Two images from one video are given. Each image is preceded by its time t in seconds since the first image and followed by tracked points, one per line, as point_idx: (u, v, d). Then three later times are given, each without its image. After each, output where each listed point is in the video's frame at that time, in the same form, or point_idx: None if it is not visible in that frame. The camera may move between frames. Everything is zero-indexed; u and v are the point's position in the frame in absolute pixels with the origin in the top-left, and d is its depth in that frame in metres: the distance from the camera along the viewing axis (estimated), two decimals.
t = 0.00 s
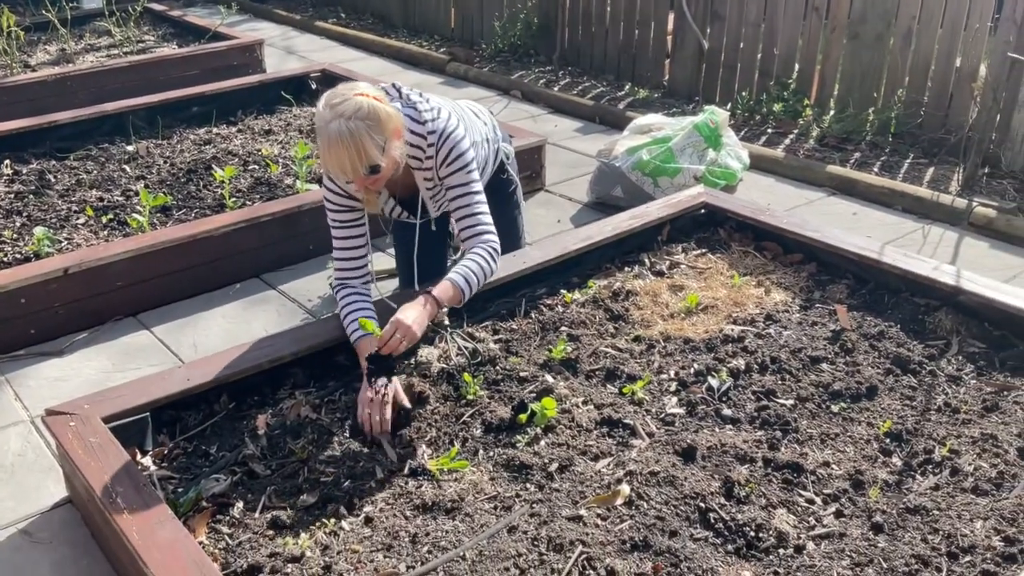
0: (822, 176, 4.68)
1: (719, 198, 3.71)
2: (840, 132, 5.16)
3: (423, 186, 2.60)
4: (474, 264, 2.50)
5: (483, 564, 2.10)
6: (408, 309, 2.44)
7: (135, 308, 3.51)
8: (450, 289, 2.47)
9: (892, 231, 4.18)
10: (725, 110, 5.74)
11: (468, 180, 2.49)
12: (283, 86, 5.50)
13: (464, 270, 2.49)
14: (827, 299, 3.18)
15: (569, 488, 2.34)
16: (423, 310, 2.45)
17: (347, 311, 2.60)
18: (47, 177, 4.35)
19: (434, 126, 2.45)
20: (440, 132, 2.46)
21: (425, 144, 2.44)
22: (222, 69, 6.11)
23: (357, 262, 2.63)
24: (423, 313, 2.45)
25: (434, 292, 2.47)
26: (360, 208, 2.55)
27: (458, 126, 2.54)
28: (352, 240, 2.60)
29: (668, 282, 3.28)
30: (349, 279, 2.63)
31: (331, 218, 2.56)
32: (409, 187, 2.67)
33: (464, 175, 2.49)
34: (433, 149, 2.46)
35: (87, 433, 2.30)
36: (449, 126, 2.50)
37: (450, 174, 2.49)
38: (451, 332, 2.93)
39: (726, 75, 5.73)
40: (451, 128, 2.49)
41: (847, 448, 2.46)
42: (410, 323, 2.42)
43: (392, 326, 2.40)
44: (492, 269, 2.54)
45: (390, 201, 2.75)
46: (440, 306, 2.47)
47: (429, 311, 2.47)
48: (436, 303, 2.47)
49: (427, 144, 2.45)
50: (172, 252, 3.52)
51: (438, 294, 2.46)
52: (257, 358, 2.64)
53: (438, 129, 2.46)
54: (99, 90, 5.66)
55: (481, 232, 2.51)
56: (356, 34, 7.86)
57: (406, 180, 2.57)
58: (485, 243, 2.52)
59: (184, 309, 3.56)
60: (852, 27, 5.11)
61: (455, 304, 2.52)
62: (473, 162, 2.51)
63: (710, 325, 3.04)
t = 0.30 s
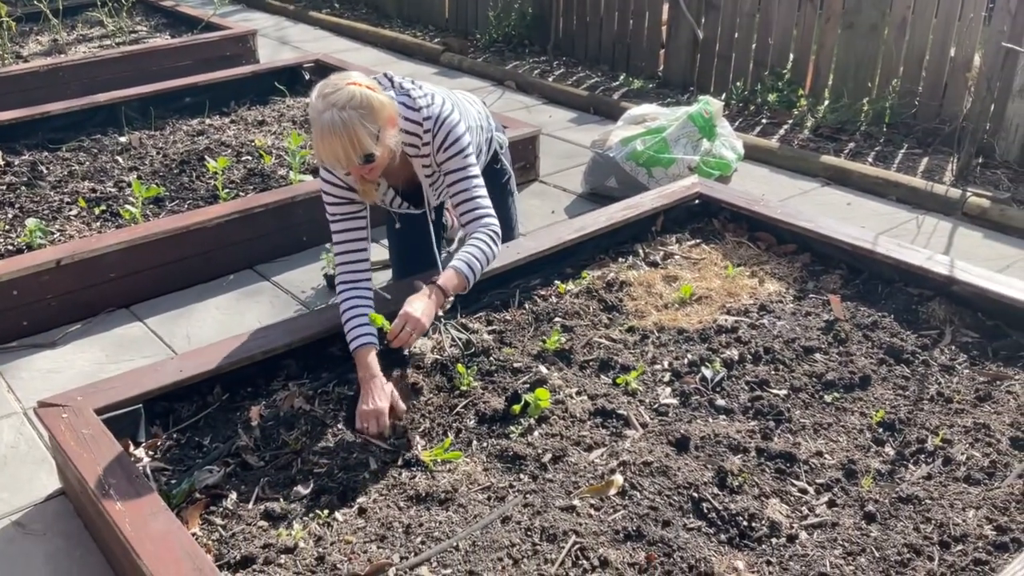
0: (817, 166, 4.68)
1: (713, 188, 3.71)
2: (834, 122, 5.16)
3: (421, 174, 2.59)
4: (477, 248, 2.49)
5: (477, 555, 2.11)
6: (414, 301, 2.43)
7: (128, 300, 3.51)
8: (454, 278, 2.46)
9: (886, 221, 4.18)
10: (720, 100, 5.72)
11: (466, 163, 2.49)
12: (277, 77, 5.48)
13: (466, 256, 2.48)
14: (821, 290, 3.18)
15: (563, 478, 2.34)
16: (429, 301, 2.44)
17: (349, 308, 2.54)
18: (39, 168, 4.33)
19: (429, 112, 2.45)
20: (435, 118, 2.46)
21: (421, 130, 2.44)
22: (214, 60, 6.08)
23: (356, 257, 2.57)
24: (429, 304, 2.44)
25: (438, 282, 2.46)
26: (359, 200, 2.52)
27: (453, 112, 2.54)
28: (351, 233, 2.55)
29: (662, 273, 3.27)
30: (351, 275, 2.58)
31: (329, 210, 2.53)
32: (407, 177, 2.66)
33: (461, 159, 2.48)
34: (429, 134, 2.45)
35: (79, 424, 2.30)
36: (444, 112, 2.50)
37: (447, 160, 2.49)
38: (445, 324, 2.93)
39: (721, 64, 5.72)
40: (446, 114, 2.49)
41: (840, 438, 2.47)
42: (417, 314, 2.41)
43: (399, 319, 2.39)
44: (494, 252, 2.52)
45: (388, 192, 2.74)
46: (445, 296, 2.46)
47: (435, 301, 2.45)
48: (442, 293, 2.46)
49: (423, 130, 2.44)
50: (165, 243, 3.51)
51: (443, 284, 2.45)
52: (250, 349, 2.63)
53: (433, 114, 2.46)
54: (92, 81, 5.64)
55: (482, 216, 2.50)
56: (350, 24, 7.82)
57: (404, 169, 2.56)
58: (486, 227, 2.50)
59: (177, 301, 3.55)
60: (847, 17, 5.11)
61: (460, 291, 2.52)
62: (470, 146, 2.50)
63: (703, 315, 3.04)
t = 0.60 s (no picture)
0: (814, 161, 4.67)
1: (710, 182, 3.70)
2: (831, 116, 5.15)
3: (413, 164, 2.58)
4: (464, 240, 2.48)
5: (473, 549, 2.11)
6: (402, 298, 2.42)
7: (123, 295, 3.50)
8: (441, 273, 2.46)
9: (883, 215, 4.18)
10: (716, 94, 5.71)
11: (457, 152, 2.47)
12: (273, 71, 5.46)
13: (454, 248, 2.47)
14: (817, 284, 3.18)
15: (559, 473, 2.34)
16: (418, 299, 2.44)
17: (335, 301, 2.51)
18: (34, 163, 4.32)
19: (420, 101, 2.45)
20: (426, 107, 2.45)
21: (412, 119, 2.43)
22: (210, 54, 6.06)
23: (341, 249, 2.55)
24: (417, 302, 2.43)
25: (426, 278, 2.46)
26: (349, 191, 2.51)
27: (445, 101, 2.53)
28: (338, 226, 2.53)
29: (658, 267, 3.27)
30: (335, 268, 2.55)
31: (318, 202, 2.51)
32: (401, 168, 2.65)
33: (452, 148, 2.47)
34: (420, 123, 2.45)
35: (74, 420, 2.29)
36: (436, 101, 2.49)
37: (437, 149, 2.47)
38: (441, 318, 2.92)
39: (717, 58, 5.70)
40: (437, 103, 2.48)
41: (836, 432, 2.47)
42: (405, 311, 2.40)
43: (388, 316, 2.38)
44: (482, 244, 2.50)
45: (380, 183, 2.74)
46: (433, 292, 2.46)
47: (423, 299, 2.45)
48: (430, 290, 2.46)
49: (414, 119, 2.44)
50: (160, 238, 3.50)
51: (431, 280, 2.45)
52: (246, 345, 2.63)
53: (424, 103, 2.45)
54: (87, 76, 5.62)
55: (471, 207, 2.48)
56: (347, 18, 7.79)
57: (396, 158, 2.55)
58: (475, 218, 2.48)
59: (173, 296, 3.54)
60: (844, 11, 5.10)
61: (449, 285, 2.52)
62: (461, 135, 2.49)
63: (700, 310, 3.04)
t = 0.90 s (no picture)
0: (812, 158, 4.68)
1: (708, 180, 3.71)
2: (829, 113, 5.16)
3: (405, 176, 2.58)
4: (449, 261, 2.49)
5: (472, 546, 2.11)
6: (387, 326, 2.42)
7: (121, 293, 3.50)
8: (424, 300, 2.46)
9: (881, 212, 4.19)
10: (714, 91, 5.71)
11: (448, 172, 2.47)
12: (270, 68, 5.46)
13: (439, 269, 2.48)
14: (815, 281, 3.18)
15: (558, 470, 2.34)
16: (402, 324, 2.43)
17: (322, 299, 2.54)
18: (32, 160, 4.32)
19: (415, 116, 2.43)
20: (421, 123, 2.44)
21: (406, 135, 2.43)
22: (207, 51, 6.05)
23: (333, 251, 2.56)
24: (401, 330, 2.42)
25: (410, 306, 2.45)
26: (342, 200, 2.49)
27: (440, 116, 2.52)
28: (331, 230, 2.53)
29: (656, 265, 3.27)
30: (322, 269, 2.57)
31: (310, 210, 2.49)
32: (392, 178, 2.65)
33: (444, 166, 2.47)
34: (414, 139, 2.44)
35: (73, 417, 2.29)
36: (431, 116, 2.48)
37: (429, 166, 2.47)
38: (440, 316, 2.92)
39: (715, 56, 5.70)
40: (432, 119, 2.47)
41: (834, 429, 2.48)
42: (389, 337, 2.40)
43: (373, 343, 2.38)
44: (467, 265, 2.51)
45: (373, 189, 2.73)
46: (417, 319, 2.45)
47: (408, 323, 2.44)
48: (413, 317, 2.45)
49: (408, 135, 2.43)
50: (158, 236, 3.50)
51: (414, 307, 2.44)
52: (245, 342, 2.63)
53: (419, 119, 2.44)
54: (85, 73, 5.61)
55: (457, 229, 2.49)
56: (344, 15, 7.79)
57: (389, 170, 2.55)
58: (461, 239, 2.50)
59: (171, 293, 3.54)
60: (841, 9, 5.11)
61: (432, 309, 2.51)
62: (454, 153, 2.49)
63: (698, 307, 3.04)
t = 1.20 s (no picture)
0: (811, 156, 4.68)
1: (708, 178, 3.71)
2: (828, 111, 5.16)
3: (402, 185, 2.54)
4: (442, 286, 2.53)
5: (472, 543, 2.11)
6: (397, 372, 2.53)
7: (120, 290, 3.49)
8: (424, 335, 2.53)
9: (880, 210, 4.19)
10: (714, 89, 5.71)
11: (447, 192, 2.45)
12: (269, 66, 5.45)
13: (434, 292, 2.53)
14: (815, 279, 3.18)
15: (558, 468, 2.34)
16: (409, 365, 2.54)
17: (314, 298, 2.57)
18: (31, 157, 4.31)
19: (421, 132, 2.38)
20: (426, 139, 2.38)
21: (410, 149, 2.37)
22: (206, 49, 6.04)
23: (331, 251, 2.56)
24: (408, 373, 2.54)
25: (414, 345, 2.55)
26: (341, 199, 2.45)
27: (443, 130, 2.47)
28: (330, 230, 2.51)
29: (656, 263, 3.27)
30: (320, 268, 2.58)
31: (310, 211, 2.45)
32: (390, 184, 2.61)
33: (445, 185, 2.44)
34: (418, 155, 2.38)
35: (73, 415, 2.29)
36: (435, 131, 2.43)
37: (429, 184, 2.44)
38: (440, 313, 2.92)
39: (715, 53, 5.69)
40: (437, 135, 2.42)
41: (834, 427, 2.48)
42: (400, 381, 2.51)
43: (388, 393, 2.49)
44: (459, 287, 2.55)
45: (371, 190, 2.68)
46: (422, 356, 2.55)
47: (414, 362, 2.55)
48: (418, 356, 2.55)
49: (412, 150, 2.37)
50: (157, 233, 3.49)
51: (417, 344, 2.54)
52: (244, 339, 2.62)
53: (424, 135, 2.38)
54: (83, 69, 5.60)
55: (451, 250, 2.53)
56: (343, 13, 7.78)
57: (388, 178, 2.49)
58: (454, 260, 2.53)
59: (170, 291, 3.54)
60: (841, 7, 5.10)
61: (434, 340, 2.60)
62: (455, 172, 2.46)
63: (698, 305, 3.04)
